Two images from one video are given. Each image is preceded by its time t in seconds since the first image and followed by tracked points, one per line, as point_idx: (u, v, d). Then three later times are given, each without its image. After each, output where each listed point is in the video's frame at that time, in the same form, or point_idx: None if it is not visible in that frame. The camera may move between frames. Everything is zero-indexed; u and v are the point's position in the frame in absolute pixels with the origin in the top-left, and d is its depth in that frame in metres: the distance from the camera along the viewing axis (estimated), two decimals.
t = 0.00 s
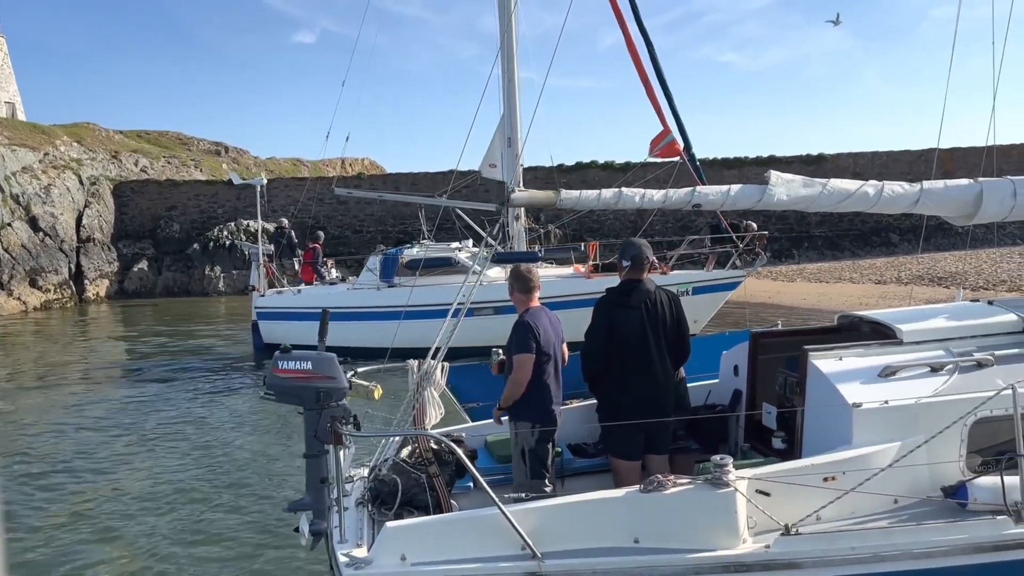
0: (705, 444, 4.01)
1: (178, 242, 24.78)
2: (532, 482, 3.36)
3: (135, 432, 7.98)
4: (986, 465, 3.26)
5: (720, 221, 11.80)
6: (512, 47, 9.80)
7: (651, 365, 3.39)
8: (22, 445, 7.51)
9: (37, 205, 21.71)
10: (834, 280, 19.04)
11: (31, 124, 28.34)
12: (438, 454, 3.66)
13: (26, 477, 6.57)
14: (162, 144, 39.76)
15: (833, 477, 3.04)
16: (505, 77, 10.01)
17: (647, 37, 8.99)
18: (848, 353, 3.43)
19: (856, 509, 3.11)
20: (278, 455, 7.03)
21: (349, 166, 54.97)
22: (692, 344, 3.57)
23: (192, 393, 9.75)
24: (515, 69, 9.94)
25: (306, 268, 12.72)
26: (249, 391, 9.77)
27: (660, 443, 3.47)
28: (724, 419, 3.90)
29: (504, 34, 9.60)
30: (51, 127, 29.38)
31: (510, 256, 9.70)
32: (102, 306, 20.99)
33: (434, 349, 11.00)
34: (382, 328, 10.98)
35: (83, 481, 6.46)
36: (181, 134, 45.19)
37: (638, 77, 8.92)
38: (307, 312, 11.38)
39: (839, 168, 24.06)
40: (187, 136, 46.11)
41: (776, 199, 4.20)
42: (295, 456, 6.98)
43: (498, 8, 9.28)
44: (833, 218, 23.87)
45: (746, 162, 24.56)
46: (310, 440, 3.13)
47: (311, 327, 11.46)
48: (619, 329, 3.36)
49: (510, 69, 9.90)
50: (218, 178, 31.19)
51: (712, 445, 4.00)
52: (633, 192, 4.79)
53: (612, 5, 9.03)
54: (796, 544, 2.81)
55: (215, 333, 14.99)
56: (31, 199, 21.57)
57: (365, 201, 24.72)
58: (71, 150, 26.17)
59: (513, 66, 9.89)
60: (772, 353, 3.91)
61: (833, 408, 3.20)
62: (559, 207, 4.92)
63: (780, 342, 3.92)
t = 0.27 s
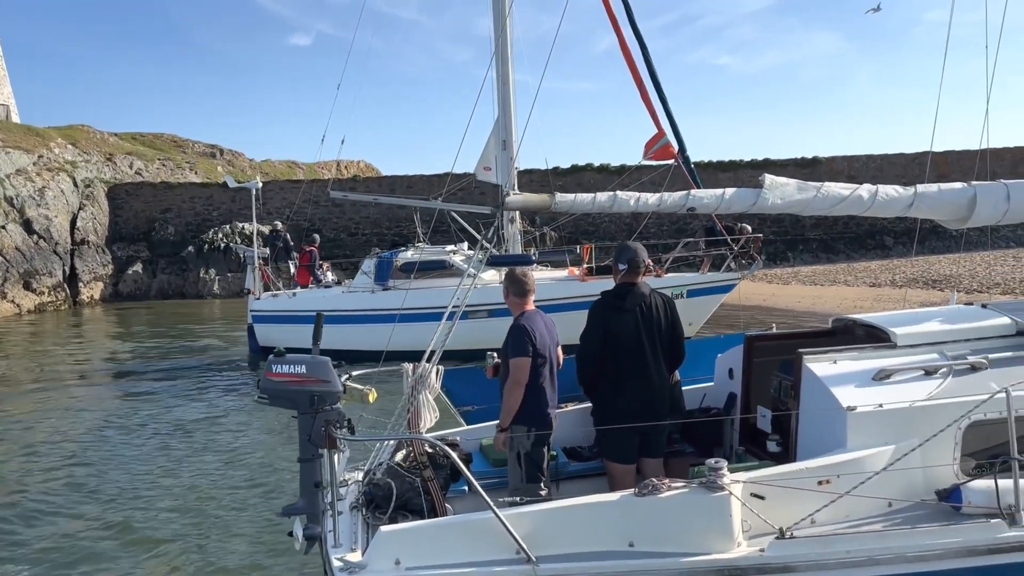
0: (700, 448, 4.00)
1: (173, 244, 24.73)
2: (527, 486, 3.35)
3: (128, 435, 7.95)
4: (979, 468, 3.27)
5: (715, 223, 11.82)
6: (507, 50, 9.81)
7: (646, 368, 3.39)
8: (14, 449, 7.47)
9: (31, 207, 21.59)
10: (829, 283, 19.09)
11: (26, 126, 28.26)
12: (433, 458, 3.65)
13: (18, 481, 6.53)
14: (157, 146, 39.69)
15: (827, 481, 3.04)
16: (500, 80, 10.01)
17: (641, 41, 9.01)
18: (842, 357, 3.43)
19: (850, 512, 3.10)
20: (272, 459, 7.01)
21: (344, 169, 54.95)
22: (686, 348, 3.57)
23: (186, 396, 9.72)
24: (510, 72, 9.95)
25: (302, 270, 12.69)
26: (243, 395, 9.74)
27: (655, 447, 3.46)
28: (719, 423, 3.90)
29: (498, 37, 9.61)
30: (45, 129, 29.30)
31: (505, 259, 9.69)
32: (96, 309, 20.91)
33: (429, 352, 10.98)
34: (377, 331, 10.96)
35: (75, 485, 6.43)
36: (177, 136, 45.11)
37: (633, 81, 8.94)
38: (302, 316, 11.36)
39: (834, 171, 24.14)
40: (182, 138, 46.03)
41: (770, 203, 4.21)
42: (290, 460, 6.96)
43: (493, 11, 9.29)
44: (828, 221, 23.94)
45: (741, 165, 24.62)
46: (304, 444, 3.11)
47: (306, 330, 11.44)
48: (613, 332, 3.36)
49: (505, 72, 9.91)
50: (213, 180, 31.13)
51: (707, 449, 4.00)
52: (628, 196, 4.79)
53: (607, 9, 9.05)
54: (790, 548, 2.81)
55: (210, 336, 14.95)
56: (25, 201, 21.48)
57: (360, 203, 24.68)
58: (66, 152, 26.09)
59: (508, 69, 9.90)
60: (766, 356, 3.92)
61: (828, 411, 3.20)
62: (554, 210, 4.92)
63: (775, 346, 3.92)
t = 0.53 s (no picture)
0: (695, 452, 4.00)
1: (167, 249, 24.65)
2: (521, 491, 3.34)
3: (121, 440, 7.91)
4: (973, 471, 3.27)
5: (709, 227, 11.84)
6: (501, 54, 9.82)
7: (640, 372, 3.39)
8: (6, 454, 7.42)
9: (24, 211, 21.41)
10: (822, 286, 19.15)
11: (19, 130, 28.16)
12: (427, 463, 3.64)
13: (10, 487, 6.49)
14: (151, 150, 39.63)
15: (821, 484, 3.04)
16: (493, 84, 10.02)
17: (634, 45, 9.03)
18: (836, 360, 3.44)
19: (844, 515, 3.10)
20: (266, 464, 6.97)
21: (338, 172, 54.92)
22: (680, 352, 3.57)
23: (179, 400, 9.68)
24: (504, 76, 9.96)
25: (297, 275, 12.65)
26: (237, 400, 9.70)
27: (649, 451, 3.46)
28: (713, 427, 3.90)
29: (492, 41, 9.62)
30: (38, 133, 29.20)
31: (499, 263, 9.69)
32: (90, 313, 20.82)
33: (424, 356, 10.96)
34: (371, 335, 10.94)
35: (67, 490, 6.38)
36: (170, 140, 45.01)
37: (626, 84, 8.95)
38: (296, 320, 11.33)
39: (827, 175, 24.24)
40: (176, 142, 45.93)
41: (763, 207, 4.22)
42: (283, 465, 6.94)
43: (486, 15, 9.30)
44: (821, 224, 24.02)
45: (734, 168, 24.70)
46: (298, 449, 3.10)
47: (300, 334, 11.41)
48: (608, 336, 3.36)
49: (499, 76, 9.92)
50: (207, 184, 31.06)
51: (701, 453, 4.00)
52: (622, 200, 4.79)
53: (600, 13, 9.07)
54: (785, 552, 2.81)
55: (204, 340, 14.89)
56: (17, 205, 21.36)
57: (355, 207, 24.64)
58: (59, 156, 25.99)
59: (502, 73, 9.91)
60: (760, 359, 3.92)
61: (822, 415, 3.20)
62: (548, 214, 4.91)
63: (769, 349, 3.93)
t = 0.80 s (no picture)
0: (689, 460, 3.99)
1: (159, 254, 24.55)
2: (514, 500, 3.32)
3: (113, 448, 7.85)
4: (967, 479, 3.28)
5: (702, 233, 11.87)
6: (494, 60, 9.84)
7: (634, 380, 3.39)
8: None
9: (15, 216, 21.23)
10: (815, 291, 19.22)
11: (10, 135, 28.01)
12: (420, 472, 3.63)
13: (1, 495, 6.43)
14: (143, 155, 39.49)
15: (815, 493, 3.04)
16: (487, 90, 10.04)
17: (627, 51, 9.07)
18: (830, 368, 3.44)
19: (838, 524, 3.10)
20: (259, 472, 6.93)
21: (331, 177, 54.88)
22: (674, 360, 3.56)
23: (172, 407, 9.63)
24: (497, 82, 9.99)
25: (290, 281, 12.62)
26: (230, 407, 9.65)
27: (643, 459, 3.46)
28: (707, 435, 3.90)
29: (485, 48, 9.65)
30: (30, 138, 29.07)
31: (493, 269, 9.70)
32: (82, 319, 20.70)
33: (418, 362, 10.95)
34: (365, 341, 10.92)
35: (59, 498, 6.33)
36: (163, 145, 44.88)
37: (619, 91, 8.99)
38: (290, 326, 11.30)
39: (819, 180, 24.36)
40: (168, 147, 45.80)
41: (756, 214, 4.23)
42: (276, 473, 6.90)
43: (479, 21, 9.32)
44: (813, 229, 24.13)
45: (727, 174, 24.78)
46: (291, 459, 3.08)
47: (293, 340, 11.37)
48: (601, 344, 3.35)
49: (492, 82, 9.94)
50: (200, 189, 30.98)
51: (695, 461, 3.99)
52: (616, 208, 4.79)
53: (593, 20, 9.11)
54: (780, 561, 2.80)
55: (196, 346, 14.82)
56: (9, 211, 21.22)
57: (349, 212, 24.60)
58: (50, 161, 25.87)
59: (495, 79, 9.93)
60: (754, 367, 3.92)
61: (816, 423, 3.20)
62: (542, 222, 4.91)
63: (762, 357, 3.93)
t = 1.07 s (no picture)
0: (683, 467, 3.99)
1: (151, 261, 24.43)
2: (506, 508, 3.30)
3: (103, 456, 7.78)
4: (959, 485, 3.29)
5: (695, 239, 11.90)
6: (486, 66, 9.86)
7: (627, 387, 3.38)
8: None
9: (6, 223, 21.09)
10: (806, 297, 19.29)
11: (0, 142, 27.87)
12: (413, 480, 3.61)
13: None
14: (134, 162, 39.34)
15: (808, 500, 3.04)
16: (479, 96, 10.05)
17: (619, 57, 9.11)
18: (822, 375, 3.45)
19: (832, 531, 3.10)
20: (251, 480, 6.89)
21: (324, 184, 54.81)
22: (668, 367, 3.56)
23: (164, 415, 9.56)
24: (489, 89, 10.00)
25: (282, 288, 12.58)
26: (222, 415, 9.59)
27: (636, 467, 3.45)
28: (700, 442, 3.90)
29: (477, 54, 9.66)
30: (21, 145, 28.91)
31: (485, 275, 9.69)
32: (73, 327, 20.56)
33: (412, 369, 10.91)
34: (358, 348, 10.88)
35: (48, 507, 6.27)
36: (155, 152, 44.72)
37: (611, 97, 9.02)
38: (282, 333, 11.25)
39: (811, 186, 24.47)
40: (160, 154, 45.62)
41: (748, 221, 4.24)
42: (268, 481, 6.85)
43: (471, 28, 9.34)
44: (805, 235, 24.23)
45: (719, 180, 24.86)
46: (283, 468, 3.06)
47: (286, 348, 11.32)
48: (595, 351, 3.35)
49: (484, 89, 9.95)
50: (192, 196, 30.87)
51: (688, 468, 3.99)
52: (608, 215, 4.79)
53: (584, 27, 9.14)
54: (773, 569, 2.80)
55: (188, 354, 14.73)
56: None
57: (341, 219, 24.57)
58: (41, 168, 25.73)
59: (487, 85, 9.95)
60: (747, 374, 3.92)
61: (809, 431, 3.21)
62: (534, 229, 4.90)
63: (755, 363, 3.93)
